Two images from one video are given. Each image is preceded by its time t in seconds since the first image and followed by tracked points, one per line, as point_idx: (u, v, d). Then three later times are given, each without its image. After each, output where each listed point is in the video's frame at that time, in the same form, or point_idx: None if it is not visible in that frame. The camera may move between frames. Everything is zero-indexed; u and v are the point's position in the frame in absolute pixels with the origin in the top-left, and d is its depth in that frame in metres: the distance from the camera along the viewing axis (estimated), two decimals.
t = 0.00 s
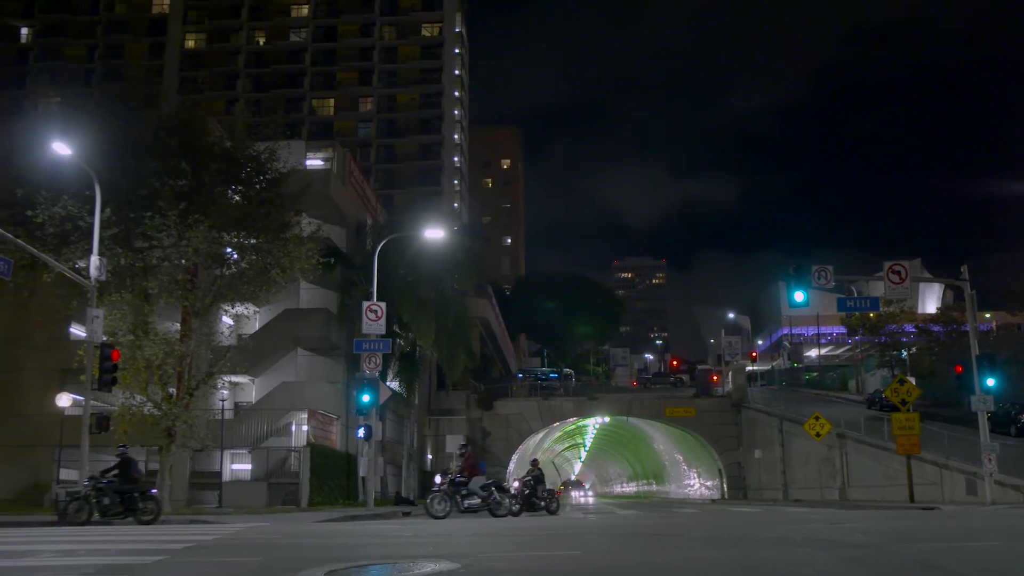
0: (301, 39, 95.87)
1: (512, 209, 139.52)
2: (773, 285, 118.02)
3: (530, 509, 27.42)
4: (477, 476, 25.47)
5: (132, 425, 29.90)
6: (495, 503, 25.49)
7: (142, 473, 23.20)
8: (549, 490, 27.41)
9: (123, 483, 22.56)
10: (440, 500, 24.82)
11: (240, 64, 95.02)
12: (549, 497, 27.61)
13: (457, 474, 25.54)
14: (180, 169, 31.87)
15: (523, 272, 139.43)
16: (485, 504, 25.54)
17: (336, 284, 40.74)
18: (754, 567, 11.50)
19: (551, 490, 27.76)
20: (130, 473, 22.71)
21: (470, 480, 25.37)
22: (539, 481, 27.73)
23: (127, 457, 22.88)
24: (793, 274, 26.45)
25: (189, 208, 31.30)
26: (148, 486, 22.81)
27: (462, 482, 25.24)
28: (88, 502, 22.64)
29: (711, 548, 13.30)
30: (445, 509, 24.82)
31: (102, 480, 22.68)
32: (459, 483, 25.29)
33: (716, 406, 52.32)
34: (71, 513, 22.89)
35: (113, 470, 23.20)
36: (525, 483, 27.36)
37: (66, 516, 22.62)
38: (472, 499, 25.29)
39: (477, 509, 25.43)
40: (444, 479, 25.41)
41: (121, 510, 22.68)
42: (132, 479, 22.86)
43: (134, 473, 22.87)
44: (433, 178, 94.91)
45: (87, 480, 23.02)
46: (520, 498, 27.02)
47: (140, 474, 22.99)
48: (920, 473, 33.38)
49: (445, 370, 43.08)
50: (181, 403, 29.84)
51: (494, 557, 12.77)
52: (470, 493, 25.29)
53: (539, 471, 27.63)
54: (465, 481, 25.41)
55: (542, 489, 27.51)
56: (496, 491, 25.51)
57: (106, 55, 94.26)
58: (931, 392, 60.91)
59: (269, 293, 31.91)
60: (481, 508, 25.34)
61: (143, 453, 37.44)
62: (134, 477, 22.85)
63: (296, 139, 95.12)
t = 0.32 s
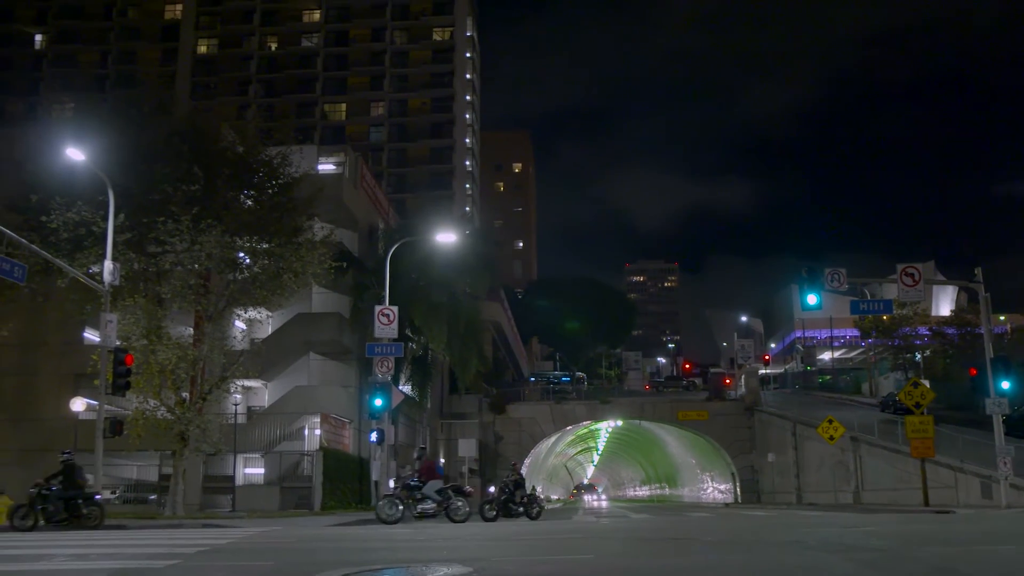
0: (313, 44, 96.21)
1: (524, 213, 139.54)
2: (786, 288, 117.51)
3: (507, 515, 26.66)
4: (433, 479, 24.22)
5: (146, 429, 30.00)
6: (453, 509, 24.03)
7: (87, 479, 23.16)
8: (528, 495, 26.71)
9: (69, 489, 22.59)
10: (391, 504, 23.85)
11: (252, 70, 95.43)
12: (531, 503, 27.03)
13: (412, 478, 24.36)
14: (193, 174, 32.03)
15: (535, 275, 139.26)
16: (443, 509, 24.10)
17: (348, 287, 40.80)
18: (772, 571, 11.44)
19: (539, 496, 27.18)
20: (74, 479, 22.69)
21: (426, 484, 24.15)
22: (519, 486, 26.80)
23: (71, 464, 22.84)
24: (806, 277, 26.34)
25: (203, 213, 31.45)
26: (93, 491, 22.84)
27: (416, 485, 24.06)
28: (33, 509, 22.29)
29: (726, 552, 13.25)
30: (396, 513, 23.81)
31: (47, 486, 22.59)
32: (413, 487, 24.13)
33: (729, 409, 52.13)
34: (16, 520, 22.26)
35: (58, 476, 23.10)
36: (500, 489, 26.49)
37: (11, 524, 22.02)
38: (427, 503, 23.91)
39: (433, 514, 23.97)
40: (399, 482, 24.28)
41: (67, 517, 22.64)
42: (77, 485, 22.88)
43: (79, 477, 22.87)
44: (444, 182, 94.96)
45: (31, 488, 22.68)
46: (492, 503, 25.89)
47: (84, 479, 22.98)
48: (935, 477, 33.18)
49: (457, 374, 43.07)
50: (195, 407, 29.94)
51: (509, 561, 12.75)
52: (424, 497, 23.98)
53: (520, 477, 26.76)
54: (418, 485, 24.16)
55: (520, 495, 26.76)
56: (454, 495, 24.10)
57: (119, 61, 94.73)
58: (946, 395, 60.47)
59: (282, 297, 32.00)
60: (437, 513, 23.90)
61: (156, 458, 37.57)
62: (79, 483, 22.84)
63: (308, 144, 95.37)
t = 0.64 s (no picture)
0: (326, 51, 96.59)
1: (537, 219, 139.59)
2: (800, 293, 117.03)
3: (481, 522, 26.14)
4: (383, 486, 23.50)
5: (161, 435, 30.09)
6: (402, 516, 23.60)
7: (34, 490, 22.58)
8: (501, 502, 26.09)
9: (17, 497, 22.02)
10: (339, 513, 22.93)
11: (266, 77, 95.87)
12: (507, 510, 26.28)
13: (360, 485, 23.59)
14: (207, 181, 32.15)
15: (549, 281, 139.21)
16: (392, 516, 23.61)
17: (362, 293, 40.81)
18: None
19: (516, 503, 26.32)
20: (20, 487, 22.20)
21: (374, 491, 23.35)
22: (493, 493, 26.26)
23: (19, 474, 22.48)
24: (822, 282, 26.17)
25: (217, 220, 31.56)
26: (39, 500, 22.25)
27: (364, 493, 23.30)
28: None
29: (742, 558, 13.20)
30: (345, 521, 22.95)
31: None
32: (362, 495, 23.32)
33: (744, 414, 51.87)
34: None
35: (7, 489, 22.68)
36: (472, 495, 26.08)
37: None
38: (375, 510, 23.28)
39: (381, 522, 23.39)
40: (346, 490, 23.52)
41: (12, 527, 21.92)
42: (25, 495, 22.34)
43: (26, 488, 22.35)
44: (458, 188, 94.96)
45: None
46: (463, 508, 25.51)
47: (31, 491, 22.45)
48: (953, 482, 32.92)
49: (471, 380, 43.02)
50: (210, 413, 30.02)
51: (524, 568, 12.66)
52: (372, 505, 23.34)
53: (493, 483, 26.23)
54: (368, 492, 23.42)
55: (494, 501, 26.25)
56: (403, 502, 23.61)
57: (134, 69, 95.30)
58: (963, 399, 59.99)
59: (296, 304, 32.09)
60: (385, 521, 23.34)
61: (172, 464, 37.65)
62: (26, 494, 22.31)
63: (322, 151, 95.64)
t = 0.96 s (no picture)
0: (341, 58, 97.07)
1: (552, 224, 139.53)
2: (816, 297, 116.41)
3: (451, 529, 25.26)
4: (329, 493, 21.90)
5: (178, 442, 30.14)
6: (346, 525, 21.98)
7: None
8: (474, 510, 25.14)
9: None
10: (280, 521, 22.11)
11: (282, 84, 96.32)
12: (480, 516, 25.44)
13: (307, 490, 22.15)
14: (224, 188, 32.26)
15: (564, 287, 139.05)
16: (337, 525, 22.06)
17: (378, 299, 40.84)
18: None
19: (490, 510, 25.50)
20: None
21: (318, 498, 21.84)
22: (465, 499, 25.34)
23: None
24: (838, 286, 25.97)
25: (234, 227, 31.67)
26: None
27: (308, 500, 21.86)
28: None
29: (762, 563, 13.08)
30: (286, 529, 22.11)
31: None
32: (306, 501, 21.90)
33: (761, 419, 51.53)
34: None
35: None
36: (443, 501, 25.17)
37: None
38: (316, 518, 21.76)
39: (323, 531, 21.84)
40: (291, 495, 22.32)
41: None
42: None
43: None
44: (473, 194, 94.97)
45: None
46: (433, 516, 24.64)
47: None
48: (973, 487, 32.60)
49: (487, 386, 42.92)
50: (227, 420, 30.04)
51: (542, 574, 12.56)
52: (316, 513, 21.81)
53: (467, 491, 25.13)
54: (313, 499, 21.88)
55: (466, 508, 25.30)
56: (348, 510, 21.97)
57: (151, 77, 95.95)
58: (982, 404, 59.41)
59: (313, 310, 32.15)
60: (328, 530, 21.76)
61: (189, 470, 37.74)
62: None
63: (337, 157, 95.93)
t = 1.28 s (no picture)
0: (358, 65, 97.61)
1: (570, 230, 139.48)
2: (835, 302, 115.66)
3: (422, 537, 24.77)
4: (272, 500, 21.97)
5: (197, 449, 30.24)
6: (289, 532, 21.85)
7: None
8: (442, 517, 24.44)
9: None
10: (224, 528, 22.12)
11: (299, 92, 96.86)
12: (451, 523, 24.70)
13: (251, 497, 22.23)
14: (242, 196, 32.45)
15: (582, 292, 138.90)
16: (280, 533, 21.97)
17: (396, 305, 40.85)
18: None
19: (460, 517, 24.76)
20: None
21: (261, 505, 21.93)
22: (435, 506, 24.67)
23: None
24: (857, 291, 25.78)
25: (252, 235, 31.83)
26: None
27: (251, 508, 21.93)
28: None
29: (782, 570, 12.94)
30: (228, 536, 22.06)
31: None
32: (248, 508, 21.98)
33: (780, 424, 51.19)
34: None
35: None
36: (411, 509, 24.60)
37: None
38: (259, 526, 21.75)
39: (266, 539, 21.84)
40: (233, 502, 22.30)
41: None
42: None
43: None
44: (490, 200, 95.07)
45: None
46: (401, 522, 24.11)
47: None
48: (995, 493, 32.25)
49: (505, 392, 42.88)
50: (246, 427, 30.12)
51: None
52: (257, 520, 21.80)
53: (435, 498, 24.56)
54: (255, 506, 21.94)
55: (435, 515, 24.68)
56: (292, 517, 21.87)
57: (169, 86, 96.67)
58: (1005, 409, 58.78)
59: (331, 317, 32.25)
60: (268, 539, 21.74)
61: (208, 476, 37.90)
62: None
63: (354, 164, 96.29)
